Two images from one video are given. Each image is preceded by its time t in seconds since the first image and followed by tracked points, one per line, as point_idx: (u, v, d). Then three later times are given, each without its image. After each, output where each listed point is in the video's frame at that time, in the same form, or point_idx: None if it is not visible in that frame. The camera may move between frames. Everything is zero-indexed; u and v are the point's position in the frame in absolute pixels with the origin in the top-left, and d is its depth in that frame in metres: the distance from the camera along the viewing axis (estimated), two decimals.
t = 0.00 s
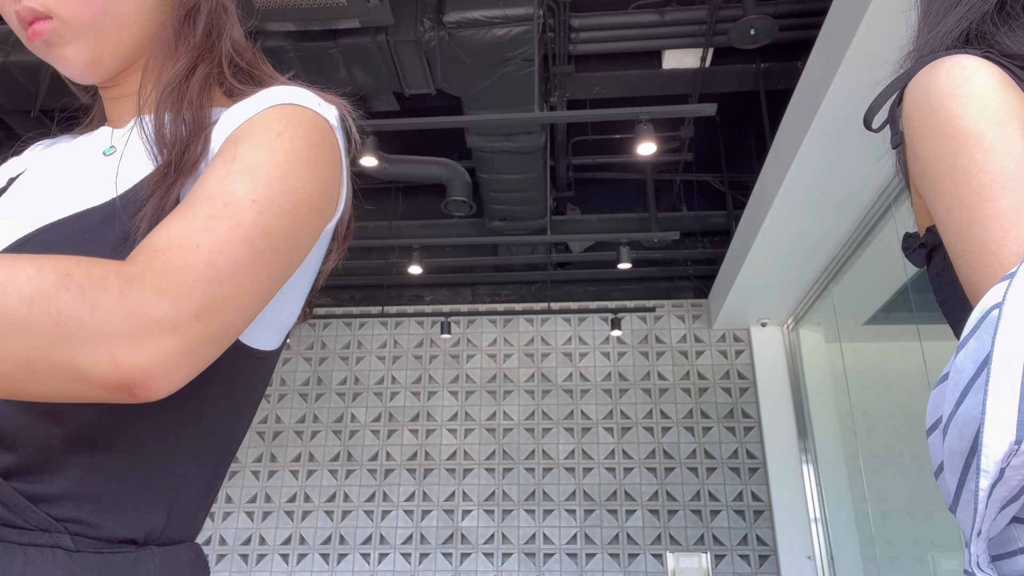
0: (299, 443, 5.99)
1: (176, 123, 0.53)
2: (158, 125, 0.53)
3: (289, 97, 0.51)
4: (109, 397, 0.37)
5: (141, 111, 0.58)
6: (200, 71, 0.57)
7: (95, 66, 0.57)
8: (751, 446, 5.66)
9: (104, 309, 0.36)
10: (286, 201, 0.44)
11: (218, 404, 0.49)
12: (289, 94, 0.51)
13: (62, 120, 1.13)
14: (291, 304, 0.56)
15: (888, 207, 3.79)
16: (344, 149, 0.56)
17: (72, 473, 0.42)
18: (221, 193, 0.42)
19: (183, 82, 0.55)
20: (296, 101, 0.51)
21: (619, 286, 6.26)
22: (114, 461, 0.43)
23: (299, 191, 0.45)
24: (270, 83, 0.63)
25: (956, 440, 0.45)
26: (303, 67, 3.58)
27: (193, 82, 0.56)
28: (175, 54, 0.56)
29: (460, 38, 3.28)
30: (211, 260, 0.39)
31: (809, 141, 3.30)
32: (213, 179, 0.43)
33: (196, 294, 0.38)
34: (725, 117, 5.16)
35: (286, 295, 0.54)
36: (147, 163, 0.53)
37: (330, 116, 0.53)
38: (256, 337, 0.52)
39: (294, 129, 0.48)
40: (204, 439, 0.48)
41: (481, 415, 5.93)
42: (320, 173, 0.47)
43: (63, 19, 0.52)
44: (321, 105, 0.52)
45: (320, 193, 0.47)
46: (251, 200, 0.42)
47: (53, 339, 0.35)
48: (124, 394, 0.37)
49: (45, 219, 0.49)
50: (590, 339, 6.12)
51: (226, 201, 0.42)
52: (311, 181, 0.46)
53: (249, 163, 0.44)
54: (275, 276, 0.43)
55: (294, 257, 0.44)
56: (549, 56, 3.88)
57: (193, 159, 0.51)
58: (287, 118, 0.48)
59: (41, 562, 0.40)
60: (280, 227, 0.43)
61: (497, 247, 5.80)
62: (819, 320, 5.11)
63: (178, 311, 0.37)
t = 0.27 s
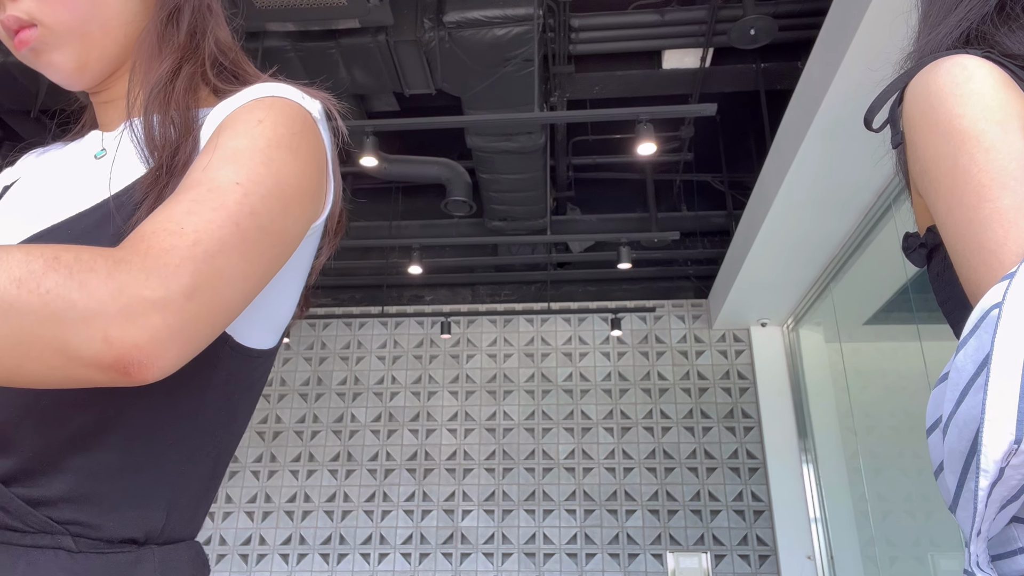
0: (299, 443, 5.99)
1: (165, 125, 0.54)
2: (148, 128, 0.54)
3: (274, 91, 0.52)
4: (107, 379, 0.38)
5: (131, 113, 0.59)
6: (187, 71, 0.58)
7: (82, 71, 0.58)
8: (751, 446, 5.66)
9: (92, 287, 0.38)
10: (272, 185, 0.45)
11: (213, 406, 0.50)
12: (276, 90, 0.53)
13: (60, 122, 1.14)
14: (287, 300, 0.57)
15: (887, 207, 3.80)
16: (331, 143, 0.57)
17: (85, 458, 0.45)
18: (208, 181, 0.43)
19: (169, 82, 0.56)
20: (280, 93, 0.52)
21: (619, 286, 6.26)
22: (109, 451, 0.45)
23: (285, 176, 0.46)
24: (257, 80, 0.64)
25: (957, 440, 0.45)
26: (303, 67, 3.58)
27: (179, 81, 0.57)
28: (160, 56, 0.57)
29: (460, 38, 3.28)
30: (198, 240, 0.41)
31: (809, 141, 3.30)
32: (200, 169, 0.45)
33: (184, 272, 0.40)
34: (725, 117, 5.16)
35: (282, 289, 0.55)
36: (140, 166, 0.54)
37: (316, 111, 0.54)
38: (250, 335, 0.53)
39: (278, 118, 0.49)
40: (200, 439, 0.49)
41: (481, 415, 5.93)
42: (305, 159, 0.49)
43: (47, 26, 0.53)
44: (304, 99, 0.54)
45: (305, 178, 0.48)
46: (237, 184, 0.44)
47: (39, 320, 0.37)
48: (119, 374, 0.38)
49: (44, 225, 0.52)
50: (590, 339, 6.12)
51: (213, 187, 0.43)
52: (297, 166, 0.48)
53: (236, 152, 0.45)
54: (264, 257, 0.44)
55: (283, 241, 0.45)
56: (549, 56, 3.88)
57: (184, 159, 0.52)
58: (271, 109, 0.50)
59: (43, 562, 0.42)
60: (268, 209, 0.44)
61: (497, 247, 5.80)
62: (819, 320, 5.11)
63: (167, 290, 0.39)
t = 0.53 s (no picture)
0: (299, 443, 5.99)
1: (152, 131, 0.54)
2: (134, 133, 0.54)
3: (264, 99, 0.52)
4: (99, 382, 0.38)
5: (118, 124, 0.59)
6: (177, 80, 0.57)
7: (76, 83, 0.58)
8: (751, 446, 5.66)
9: (85, 294, 0.37)
10: (262, 193, 0.45)
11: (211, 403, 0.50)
12: (264, 96, 0.53)
13: (59, 124, 1.13)
14: (281, 303, 0.57)
15: (888, 207, 3.79)
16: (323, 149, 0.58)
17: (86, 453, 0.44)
18: (198, 188, 0.43)
19: (159, 90, 0.56)
20: (269, 102, 0.52)
21: (619, 286, 6.26)
22: (109, 449, 0.45)
23: (275, 184, 0.47)
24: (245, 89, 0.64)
25: (957, 441, 0.45)
26: (303, 67, 3.57)
27: (169, 90, 0.56)
28: (147, 64, 0.57)
29: (460, 38, 3.28)
30: (191, 247, 0.41)
31: (809, 141, 3.30)
32: (189, 176, 0.45)
33: (176, 281, 0.40)
34: (725, 116, 5.16)
35: (278, 291, 0.56)
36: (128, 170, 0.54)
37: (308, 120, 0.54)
38: (245, 335, 0.53)
39: (269, 127, 0.49)
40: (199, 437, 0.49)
41: (481, 415, 5.93)
42: (293, 167, 0.49)
43: (43, 41, 0.53)
44: (294, 107, 0.54)
45: (294, 186, 0.48)
46: (228, 192, 0.44)
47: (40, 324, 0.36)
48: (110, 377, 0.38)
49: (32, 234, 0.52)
50: (590, 339, 6.12)
51: (204, 195, 0.43)
52: (286, 175, 0.48)
53: (228, 160, 0.46)
54: (254, 263, 0.44)
55: (272, 246, 0.46)
56: (549, 56, 3.88)
57: (169, 161, 0.52)
58: (262, 118, 0.50)
59: (48, 561, 0.42)
60: (259, 218, 0.45)
61: (497, 247, 5.79)
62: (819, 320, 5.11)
63: (159, 295, 0.39)
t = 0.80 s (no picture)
0: (299, 443, 5.99)
1: (149, 149, 0.53)
2: (130, 150, 0.53)
3: (259, 118, 0.52)
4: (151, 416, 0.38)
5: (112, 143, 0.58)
6: (172, 96, 0.57)
7: (68, 98, 0.58)
8: (751, 446, 5.66)
9: (152, 336, 0.37)
10: (280, 224, 0.46)
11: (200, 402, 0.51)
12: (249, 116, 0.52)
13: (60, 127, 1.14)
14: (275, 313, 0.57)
15: (888, 207, 3.79)
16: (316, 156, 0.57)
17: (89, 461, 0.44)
18: (221, 223, 0.43)
19: (152, 107, 0.56)
20: (264, 120, 0.51)
21: (619, 286, 6.26)
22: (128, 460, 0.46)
23: (288, 211, 0.47)
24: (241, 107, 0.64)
25: (956, 442, 0.45)
26: (303, 67, 3.58)
27: (164, 106, 0.56)
28: (142, 81, 0.56)
29: (460, 38, 3.28)
30: (231, 286, 0.41)
31: (808, 141, 3.31)
32: (206, 209, 0.44)
33: (225, 319, 0.40)
34: (725, 117, 5.16)
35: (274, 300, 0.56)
36: (123, 188, 0.54)
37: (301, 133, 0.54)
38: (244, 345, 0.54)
39: (270, 151, 0.49)
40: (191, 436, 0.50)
41: (481, 415, 5.93)
42: (301, 191, 0.49)
43: (35, 57, 0.53)
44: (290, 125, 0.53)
45: (305, 210, 0.49)
46: (250, 225, 0.44)
47: (51, 358, 0.36)
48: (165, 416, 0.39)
49: (22, 251, 0.51)
50: (590, 339, 6.12)
51: (229, 230, 0.43)
52: (296, 201, 0.48)
53: (241, 192, 0.45)
54: (281, 289, 0.45)
55: (292, 275, 0.47)
56: (549, 57, 3.88)
57: (171, 184, 0.51)
58: (263, 142, 0.50)
59: (42, 562, 0.41)
60: (280, 248, 0.45)
61: (497, 247, 5.79)
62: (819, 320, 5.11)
63: (215, 335, 0.39)
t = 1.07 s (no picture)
0: (299, 443, 5.98)
1: (116, 154, 0.53)
2: (97, 155, 0.53)
3: (228, 113, 0.52)
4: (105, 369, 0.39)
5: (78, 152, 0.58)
6: (134, 99, 0.57)
7: (28, 104, 0.57)
8: (751, 446, 5.66)
9: (102, 281, 0.38)
10: (246, 194, 0.46)
11: (186, 403, 0.52)
12: (223, 111, 0.52)
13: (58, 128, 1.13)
14: (257, 306, 0.58)
15: (887, 208, 3.79)
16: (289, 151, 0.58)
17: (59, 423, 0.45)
18: (186, 191, 0.44)
19: (116, 111, 0.55)
20: (234, 113, 0.52)
21: (619, 286, 6.26)
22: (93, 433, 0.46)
23: (255, 187, 0.47)
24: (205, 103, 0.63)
25: (956, 442, 0.45)
26: (303, 67, 3.58)
27: (127, 111, 0.56)
28: (104, 86, 0.56)
29: (460, 38, 3.29)
30: (190, 243, 0.41)
31: (808, 142, 3.31)
32: (170, 182, 0.45)
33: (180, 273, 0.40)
34: (725, 117, 5.16)
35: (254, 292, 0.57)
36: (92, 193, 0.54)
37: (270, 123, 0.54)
38: (224, 342, 0.55)
39: (238, 134, 0.49)
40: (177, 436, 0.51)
41: (481, 415, 5.93)
42: (270, 172, 0.50)
43: None
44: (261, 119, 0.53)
45: (272, 187, 0.49)
46: (213, 194, 0.44)
47: None
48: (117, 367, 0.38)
49: None
50: (590, 339, 6.12)
51: (192, 196, 0.43)
52: (264, 179, 0.49)
53: (207, 166, 0.46)
54: (246, 255, 0.45)
55: (260, 247, 0.47)
56: (549, 57, 3.89)
57: (139, 187, 0.51)
58: (233, 127, 0.50)
59: (31, 561, 0.44)
60: (245, 218, 0.45)
61: (497, 247, 5.79)
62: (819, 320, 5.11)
63: (169, 284, 0.39)
